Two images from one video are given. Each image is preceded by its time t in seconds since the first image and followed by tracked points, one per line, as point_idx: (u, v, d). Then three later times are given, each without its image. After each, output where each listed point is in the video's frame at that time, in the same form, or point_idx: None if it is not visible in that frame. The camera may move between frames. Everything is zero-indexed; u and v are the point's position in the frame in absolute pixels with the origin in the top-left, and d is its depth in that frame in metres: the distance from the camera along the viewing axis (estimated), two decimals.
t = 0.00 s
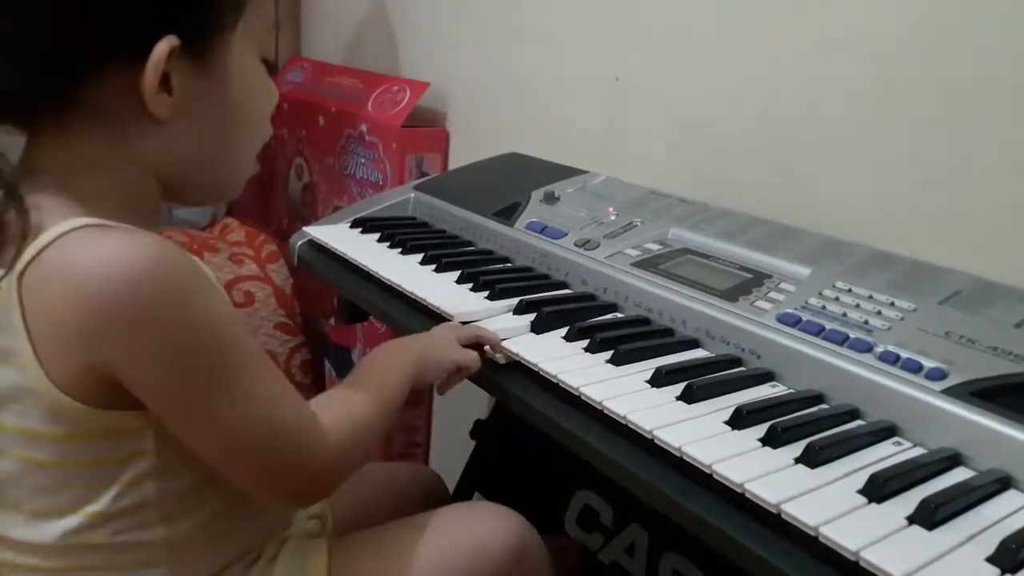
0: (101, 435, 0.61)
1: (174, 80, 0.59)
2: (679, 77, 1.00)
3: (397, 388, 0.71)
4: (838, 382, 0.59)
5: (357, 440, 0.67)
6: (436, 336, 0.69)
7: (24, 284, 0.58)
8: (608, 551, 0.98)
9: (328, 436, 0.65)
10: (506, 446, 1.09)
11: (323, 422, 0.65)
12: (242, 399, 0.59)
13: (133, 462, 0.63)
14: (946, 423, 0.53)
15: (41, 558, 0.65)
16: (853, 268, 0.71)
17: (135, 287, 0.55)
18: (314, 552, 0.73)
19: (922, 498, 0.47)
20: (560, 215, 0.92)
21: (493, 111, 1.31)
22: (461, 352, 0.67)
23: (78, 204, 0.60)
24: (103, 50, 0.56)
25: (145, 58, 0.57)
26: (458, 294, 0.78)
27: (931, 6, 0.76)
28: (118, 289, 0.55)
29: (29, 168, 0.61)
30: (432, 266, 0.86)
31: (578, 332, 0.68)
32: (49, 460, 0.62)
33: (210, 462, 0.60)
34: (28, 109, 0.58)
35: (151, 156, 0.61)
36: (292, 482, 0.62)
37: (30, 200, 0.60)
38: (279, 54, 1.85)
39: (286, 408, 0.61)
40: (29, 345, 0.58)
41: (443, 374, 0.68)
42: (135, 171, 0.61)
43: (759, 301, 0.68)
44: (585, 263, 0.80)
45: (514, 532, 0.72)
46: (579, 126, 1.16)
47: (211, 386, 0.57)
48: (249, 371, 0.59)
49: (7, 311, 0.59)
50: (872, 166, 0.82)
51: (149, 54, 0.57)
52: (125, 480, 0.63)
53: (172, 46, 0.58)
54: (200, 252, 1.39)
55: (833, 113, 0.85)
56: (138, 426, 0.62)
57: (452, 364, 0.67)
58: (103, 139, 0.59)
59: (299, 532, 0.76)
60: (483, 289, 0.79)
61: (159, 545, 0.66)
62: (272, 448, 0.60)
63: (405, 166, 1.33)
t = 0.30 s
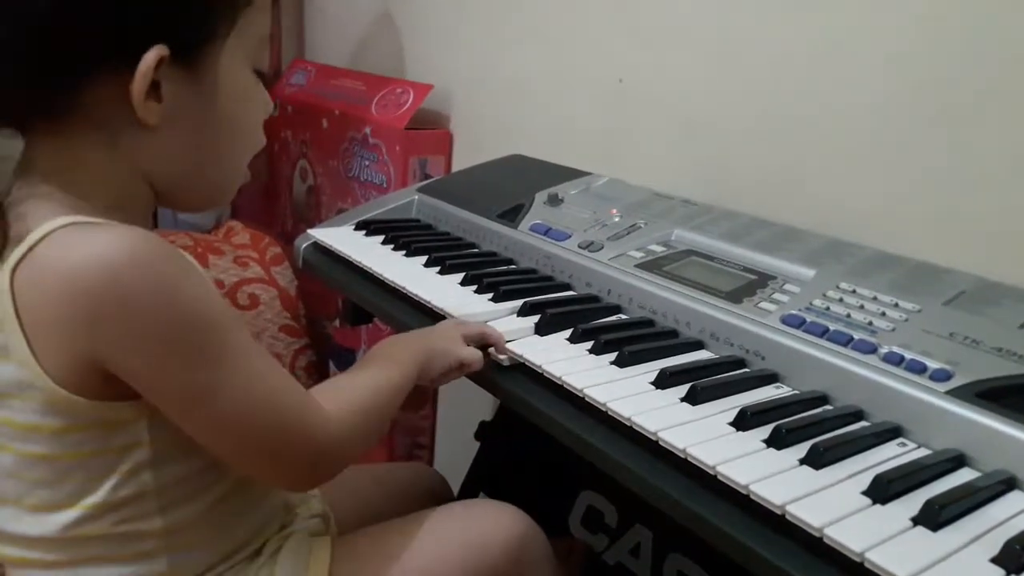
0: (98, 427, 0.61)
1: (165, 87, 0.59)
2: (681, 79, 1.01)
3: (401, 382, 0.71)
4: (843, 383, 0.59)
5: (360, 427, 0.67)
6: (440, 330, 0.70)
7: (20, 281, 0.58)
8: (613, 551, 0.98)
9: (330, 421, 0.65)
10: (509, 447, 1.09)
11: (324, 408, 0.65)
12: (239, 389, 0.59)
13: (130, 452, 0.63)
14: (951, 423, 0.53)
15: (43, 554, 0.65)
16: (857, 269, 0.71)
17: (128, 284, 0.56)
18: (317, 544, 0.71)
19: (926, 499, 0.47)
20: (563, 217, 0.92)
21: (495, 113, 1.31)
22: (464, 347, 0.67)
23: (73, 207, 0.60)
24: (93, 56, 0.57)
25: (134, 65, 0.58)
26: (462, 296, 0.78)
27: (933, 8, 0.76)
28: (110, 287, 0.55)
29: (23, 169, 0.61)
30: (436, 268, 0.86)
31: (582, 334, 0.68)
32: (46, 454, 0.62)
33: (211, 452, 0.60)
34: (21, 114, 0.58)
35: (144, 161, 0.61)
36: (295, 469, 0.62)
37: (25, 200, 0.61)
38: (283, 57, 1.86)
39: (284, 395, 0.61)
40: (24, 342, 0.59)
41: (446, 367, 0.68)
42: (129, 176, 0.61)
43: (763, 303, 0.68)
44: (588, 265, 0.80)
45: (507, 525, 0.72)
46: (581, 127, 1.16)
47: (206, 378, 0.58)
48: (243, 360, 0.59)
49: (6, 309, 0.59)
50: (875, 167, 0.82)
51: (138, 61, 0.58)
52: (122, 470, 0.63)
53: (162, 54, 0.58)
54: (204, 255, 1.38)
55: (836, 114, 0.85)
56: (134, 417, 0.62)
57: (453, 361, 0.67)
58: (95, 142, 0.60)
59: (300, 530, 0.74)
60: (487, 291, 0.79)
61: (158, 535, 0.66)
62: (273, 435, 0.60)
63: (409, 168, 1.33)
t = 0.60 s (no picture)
0: (105, 437, 0.61)
1: (179, 88, 0.59)
2: (684, 79, 1.01)
3: (402, 384, 0.71)
4: (848, 382, 0.59)
5: (362, 432, 0.68)
6: (444, 334, 0.70)
7: (27, 288, 0.58)
8: (617, 550, 0.99)
9: (330, 427, 0.65)
10: (513, 446, 1.09)
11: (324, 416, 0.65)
12: (243, 391, 0.59)
13: (137, 462, 0.63)
14: (956, 422, 0.53)
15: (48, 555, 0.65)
16: (862, 268, 0.71)
17: (134, 292, 0.55)
18: (320, 542, 0.72)
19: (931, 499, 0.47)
20: (568, 216, 0.92)
21: (498, 112, 1.31)
22: (468, 351, 0.68)
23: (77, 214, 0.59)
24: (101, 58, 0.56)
25: (152, 66, 0.57)
26: (467, 295, 0.78)
27: (940, 6, 0.76)
28: (114, 294, 0.55)
29: (28, 173, 0.60)
30: (441, 267, 0.86)
31: (587, 333, 0.68)
32: (53, 463, 0.62)
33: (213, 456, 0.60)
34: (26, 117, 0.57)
35: (151, 167, 0.61)
36: (297, 474, 0.62)
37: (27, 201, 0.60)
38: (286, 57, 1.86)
39: (285, 399, 0.61)
40: (27, 348, 0.58)
41: (450, 371, 0.68)
42: (134, 183, 0.61)
43: (767, 302, 0.68)
44: (593, 264, 0.80)
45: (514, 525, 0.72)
46: (585, 126, 1.16)
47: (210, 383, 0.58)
48: (246, 362, 0.59)
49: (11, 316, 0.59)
50: (880, 166, 0.82)
51: (157, 62, 0.57)
52: (128, 480, 0.63)
53: (180, 55, 0.58)
54: (208, 255, 1.39)
55: (840, 113, 0.85)
56: (140, 428, 0.62)
57: (457, 363, 0.67)
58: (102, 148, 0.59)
59: (306, 527, 0.73)
60: (492, 290, 0.79)
61: (166, 541, 0.66)
62: (274, 440, 0.61)
63: (413, 167, 1.34)
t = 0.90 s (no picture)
0: (110, 446, 0.61)
1: (207, 90, 0.59)
2: (685, 78, 1.01)
3: (404, 394, 0.70)
4: (849, 381, 0.59)
5: (369, 440, 0.67)
6: (446, 339, 0.70)
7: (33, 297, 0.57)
8: (620, 549, 0.98)
9: (337, 437, 0.65)
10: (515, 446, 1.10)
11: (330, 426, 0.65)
12: (253, 402, 0.59)
13: (140, 472, 0.63)
14: (956, 421, 0.53)
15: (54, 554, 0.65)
16: (863, 267, 0.71)
17: (148, 302, 0.55)
18: (329, 545, 0.72)
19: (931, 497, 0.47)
20: (569, 215, 0.92)
21: (499, 111, 1.31)
22: (471, 354, 0.68)
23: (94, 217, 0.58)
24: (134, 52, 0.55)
25: (187, 66, 0.57)
26: (469, 295, 0.78)
27: (943, 5, 0.76)
28: (128, 302, 0.55)
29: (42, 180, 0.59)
30: (443, 266, 0.86)
31: (588, 332, 0.68)
32: (56, 468, 0.62)
33: (219, 467, 0.60)
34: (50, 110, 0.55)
35: (173, 170, 0.60)
36: (303, 486, 0.62)
37: (44, 202, 0.58)
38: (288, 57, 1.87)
39: (293, 410, 0.61)
40: (36, 354, 0.58)
41: (454, 376, 0.68)
42: (153, 185, 0.60)
43: (768, 301, 0.68)
44: (594, 264, 0.81)
45: (514, 540, 0.71)
46: (586, 126, 1.16)
47: (219, 394, 0.58)
48: (256, 373, 0.59)
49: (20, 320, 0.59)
50: (882, 165, 0.82)
51: (192, 63, 0.56)
52: (129, 490, 0.63)
53: (215, 58, 0.57)
54: (210, 255, 1.40)
55: (840, 112, 0.85)
56: (143, 439, 0.62)
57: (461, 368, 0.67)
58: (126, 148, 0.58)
59: (309, 531, 0.74)
60: (494, 289, 0.79)
61: (166, 550, 0.66)
62: (281, 451, 0.61)
63: (414, 167, 1.34)
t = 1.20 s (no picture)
0: (149, 430, 0.61)
1: (242, 68, 0.58)
2: (685, 77, 1.01)
3: (415, 394, 0.69)
4: (849, 381, 0.59)
5: (381, 438, 0.66)
6: (451, 339, 0.70)
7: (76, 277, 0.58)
8: (620, 549, 0.98)
9: (363, 435, 0.65)
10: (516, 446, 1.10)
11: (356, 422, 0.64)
12: (286, 391, 0.59)
13: (177, 456, 0.63)
14: (955, 421, 0.53)
15: (80, 537, 0.65)
16: (863, 266, 0.71)
17: (189, 283, 0.55)
18: (335, 549, 0.73)
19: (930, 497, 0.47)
20: (569, 215, 0.92)
21: (499, 111, 1.31)
22: (475, 355, 0.68)
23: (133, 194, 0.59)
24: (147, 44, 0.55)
25: (222, 43, 0.56)
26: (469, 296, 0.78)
27: (942, 5, 0.76)
28: (172, 284, 0.55)
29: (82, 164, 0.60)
30: (443, 267, 0.87)
31: (588, 332, 0.68)
32: (97, 450, 0.62)
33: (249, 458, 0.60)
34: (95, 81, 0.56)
35: (207, 151, 0.60)
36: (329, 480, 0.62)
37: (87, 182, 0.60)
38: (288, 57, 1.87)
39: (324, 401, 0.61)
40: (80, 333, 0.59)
41: (460, 375, 0.68)
42: (188, 164, 0.60)
43: (769, 301, 0.68)
44: (594, 264, 0.81)
45: (511, 553, 0.72)
46: (586, 125, 1.17)
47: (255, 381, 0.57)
48: (290, 361, 0.59)
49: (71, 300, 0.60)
50: (882, 165, 0.82)
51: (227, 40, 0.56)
52: (166, 473, 0.63)
53: (249, 34, 0.57)
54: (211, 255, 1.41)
55: (840, 112, 0.85)
56: (180, 423, 0.62)
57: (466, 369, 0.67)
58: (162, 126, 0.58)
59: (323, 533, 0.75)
60: (494, 290, 0.79)
61: (197, 538, 0.66)
62: (310, 442, 0.60)
63: (415, 167, 1.34)
